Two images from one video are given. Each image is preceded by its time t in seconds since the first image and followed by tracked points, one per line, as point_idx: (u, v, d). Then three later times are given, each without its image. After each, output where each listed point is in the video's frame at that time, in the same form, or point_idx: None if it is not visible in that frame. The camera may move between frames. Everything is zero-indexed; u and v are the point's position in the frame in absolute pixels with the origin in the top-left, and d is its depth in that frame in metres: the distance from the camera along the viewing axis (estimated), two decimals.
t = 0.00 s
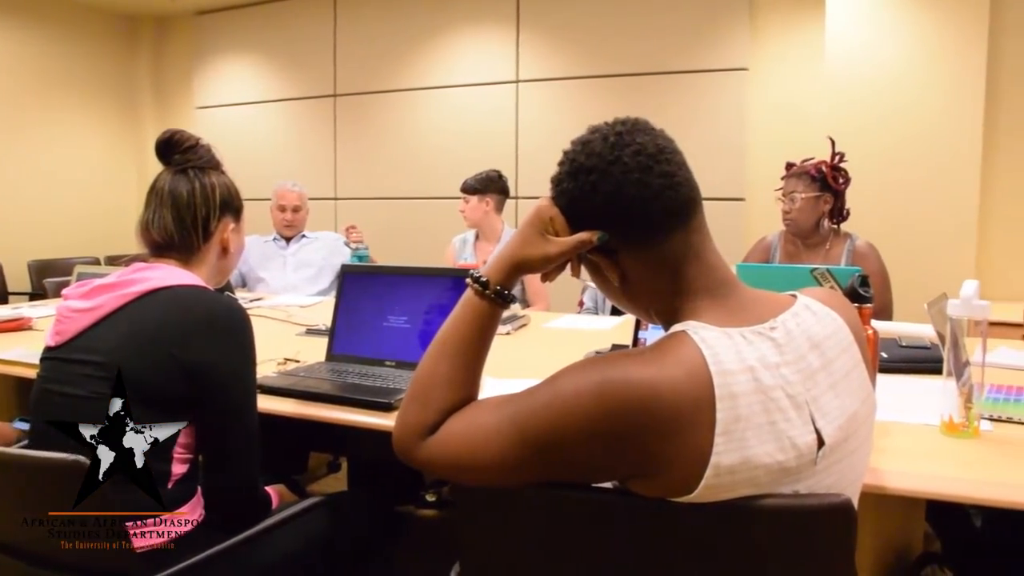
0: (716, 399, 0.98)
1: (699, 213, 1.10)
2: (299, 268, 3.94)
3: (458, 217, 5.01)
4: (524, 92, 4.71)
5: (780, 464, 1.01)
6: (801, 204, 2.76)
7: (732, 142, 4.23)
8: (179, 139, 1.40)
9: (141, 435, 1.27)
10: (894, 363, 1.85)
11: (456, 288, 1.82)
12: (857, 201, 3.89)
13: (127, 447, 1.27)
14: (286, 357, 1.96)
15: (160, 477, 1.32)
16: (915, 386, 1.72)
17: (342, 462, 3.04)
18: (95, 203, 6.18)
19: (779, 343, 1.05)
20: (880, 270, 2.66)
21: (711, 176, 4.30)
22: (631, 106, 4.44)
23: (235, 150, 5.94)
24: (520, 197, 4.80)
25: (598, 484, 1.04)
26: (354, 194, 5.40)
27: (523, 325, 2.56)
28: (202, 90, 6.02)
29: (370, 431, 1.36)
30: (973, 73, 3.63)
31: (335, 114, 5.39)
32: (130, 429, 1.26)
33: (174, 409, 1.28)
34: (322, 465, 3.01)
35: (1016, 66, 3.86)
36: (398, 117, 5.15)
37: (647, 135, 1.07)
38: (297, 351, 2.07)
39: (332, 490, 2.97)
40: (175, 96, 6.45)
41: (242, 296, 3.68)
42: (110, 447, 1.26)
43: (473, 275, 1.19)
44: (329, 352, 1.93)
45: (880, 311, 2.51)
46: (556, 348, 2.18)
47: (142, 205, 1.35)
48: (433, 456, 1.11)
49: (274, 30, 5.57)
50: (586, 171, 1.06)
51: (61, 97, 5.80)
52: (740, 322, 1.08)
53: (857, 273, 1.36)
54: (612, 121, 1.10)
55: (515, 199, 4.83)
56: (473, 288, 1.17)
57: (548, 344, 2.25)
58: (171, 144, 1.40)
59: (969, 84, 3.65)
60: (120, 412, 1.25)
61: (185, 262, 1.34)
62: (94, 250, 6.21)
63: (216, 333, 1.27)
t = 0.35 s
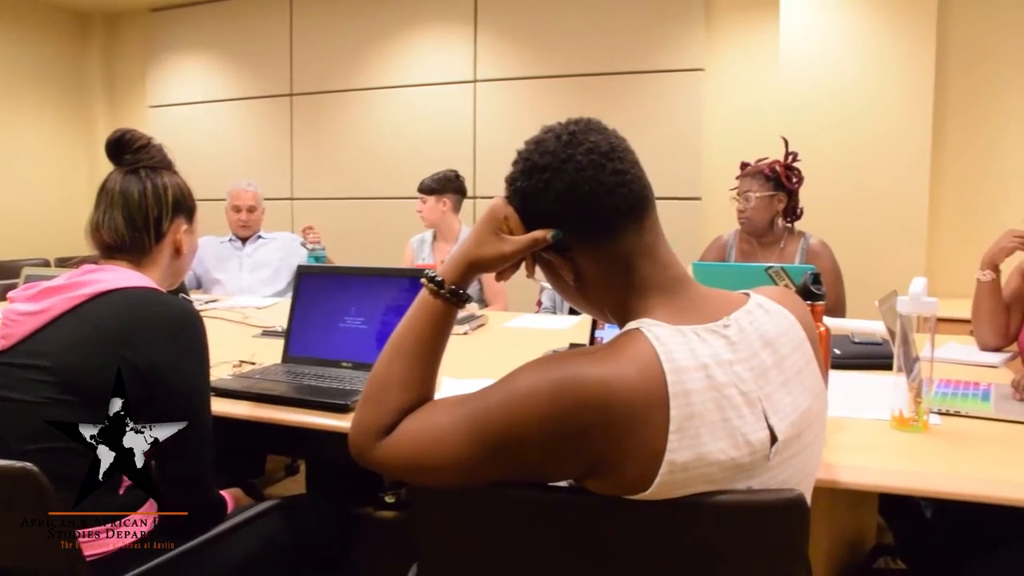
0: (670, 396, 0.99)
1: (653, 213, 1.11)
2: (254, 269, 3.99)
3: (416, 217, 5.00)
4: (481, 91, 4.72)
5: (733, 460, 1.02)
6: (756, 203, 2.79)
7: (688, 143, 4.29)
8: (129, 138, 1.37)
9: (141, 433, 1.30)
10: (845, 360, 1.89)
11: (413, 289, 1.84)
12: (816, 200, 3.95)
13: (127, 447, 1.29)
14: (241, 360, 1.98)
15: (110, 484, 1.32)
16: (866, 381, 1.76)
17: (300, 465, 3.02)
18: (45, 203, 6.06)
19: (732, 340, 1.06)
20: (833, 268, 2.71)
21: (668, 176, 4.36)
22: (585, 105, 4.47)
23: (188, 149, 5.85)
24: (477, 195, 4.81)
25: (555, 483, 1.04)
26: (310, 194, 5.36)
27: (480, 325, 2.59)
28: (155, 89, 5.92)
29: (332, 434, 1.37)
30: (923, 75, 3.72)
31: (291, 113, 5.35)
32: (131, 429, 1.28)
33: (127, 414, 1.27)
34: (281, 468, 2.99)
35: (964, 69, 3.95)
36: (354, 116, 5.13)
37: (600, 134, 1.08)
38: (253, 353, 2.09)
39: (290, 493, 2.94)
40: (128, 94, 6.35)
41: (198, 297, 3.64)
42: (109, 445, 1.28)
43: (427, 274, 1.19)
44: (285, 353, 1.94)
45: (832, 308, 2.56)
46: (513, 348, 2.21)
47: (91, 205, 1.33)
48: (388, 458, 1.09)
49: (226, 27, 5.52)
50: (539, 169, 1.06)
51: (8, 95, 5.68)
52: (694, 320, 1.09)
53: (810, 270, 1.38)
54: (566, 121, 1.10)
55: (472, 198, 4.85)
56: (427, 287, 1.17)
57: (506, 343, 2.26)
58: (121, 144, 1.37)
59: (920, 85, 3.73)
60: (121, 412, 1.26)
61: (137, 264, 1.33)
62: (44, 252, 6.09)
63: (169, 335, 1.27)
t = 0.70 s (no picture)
0: (631, 395, 0.99)
1: (613, 213, 1.12)
2: (215, 270, 3.99)
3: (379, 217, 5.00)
4: (443, 91, 4.72)
5: (694, 458, 1.03)
6: (717, 202, 2.83)
7: (651, 142, 4.32)
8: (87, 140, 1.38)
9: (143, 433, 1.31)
10: (804, 358, 1.92)
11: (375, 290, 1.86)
12: (781, 198, 3.99)
13: (128, 447, 1.31)
14: (201, 362, 1.98)
15: (67, 488, 1.27)
16: (825, 378, 1.79)
17: (263, 467, 3.01)
18: None
19: (692, 339, 1.07)
20: (791, 267, 2.76)
21: (633, 175, 4.38)
22: (547, 104, 4.50)
23: (144, 148, 5.76)
24: (441, 195, 4.81)
25: (517, 483, 1.04)
26: (271, 194, 5.32)
27: (444, 325, 2.60)
28: (109, 88, 5.82)
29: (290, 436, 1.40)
30: (881, 75, 3.79)
31: (251, 112, 5.30)
32: (131, 429, 1.30)
33: (86, 419, 1.25)
34: (243, 471, 2.97)
35: (922, 68, 4.02)
36: (316, 116, 5.10)
37: (559, 134, 1.08)
38: (212, 355, 2.09)
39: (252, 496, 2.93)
40: (81, 93, 6.22)
41: (157, 299, 3.60)
42: (110, 445, 1.29)
43: (387, 275, 1.19)
44: (245, 355, 1.95)
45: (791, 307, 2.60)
46: (476, 348, 2.23)
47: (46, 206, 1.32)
48: (350, 460, 1.09)
49: (183, 25, 5.46)
50: (499, 169, 1.06)
51: None
52: (653, 318, 1.09)
53: (768, 269, 1.39)
54: (526, 121, 1.10)
55: (436, 198, 4.85)
56: (387, 288, 1.17)
57: (468, 344, 2.29)
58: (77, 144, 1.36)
59: (880, 85, 3.80)
60: (121, 412, 1.28)
61: (93, 265, 1.32)
62: None
63: (127, 336, 1.26)
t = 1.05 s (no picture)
0: (606, 394, 0.99)
1: (588, 213, 1.12)
2: (191, 270, 3.98)
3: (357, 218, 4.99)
4: (420, 90, 4.72)
5: (670, 457, 1.03)
6: (693, 202, 2.85)
7: (628, 142, 4.34)
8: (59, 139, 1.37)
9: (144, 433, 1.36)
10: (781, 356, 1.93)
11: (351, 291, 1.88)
12: (759, 198, 4.02)
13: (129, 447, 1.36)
14: (176, 364, 1.98)
15: (42, 492, 1.26)
16: (800, 376, 1.80)
17: (239, 469, 3.00)
18: None
19: (667, 339, 1.07)
20: (766, 266, 2.80)
21: (610, 175, 4.40)
22: (524, 104, 4.51)
23: (115, 148, 5.68)
24: (419, 195, 4.81)
25: (494, 484, 1.03)
26: (247, 195, 5.28)
27: (421, 325, 2.60)
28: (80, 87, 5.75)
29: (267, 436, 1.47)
30: (856, 75, 3.83)
31: (226, 112, 5.27)
32: (130, 429, 1.34)
33: (59, 421, 1.25)
34: (219, 474, 2.96)
35: (896, 68, 4.06)
36: (292, 115, 5.08)
37: (534, 135, 1.08)
38: (188, 357, 2.09)
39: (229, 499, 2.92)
40: (52, 91, 6.14)
41: (132, 301, 3.57)
42: (110, 445, 1.33)
43: (361, 276, 1.19)
44: (221, 357, 1.96)
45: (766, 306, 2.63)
46: (453, 349, 2.25)
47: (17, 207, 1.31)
48: (325, 462, 1.08)
49: (155, 24, 5.41)
50: (474, 169, 1.06)
51: None
52: (628, 319, 1.09)
53: (744, 268, 1.40)
54: (502, 121, 1.10)
55: (414, 198, 4.85)
56: (361, 289, 1.17)
57: (445, 344, 2.30)
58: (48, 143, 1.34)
59: (856, 85, 3.84)
60: (120, 412, 1.31)
61: (66, 267, 1.31)
62: None
63: (100, 337, 1.25)
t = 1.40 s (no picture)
0: (569, 395, 0.99)
1: (557, 215, 1.11)
2: (153, 272, 3.95)
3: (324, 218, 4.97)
4: (386, 90, 4.71)
5: (633, 457, 1.03)
6: (658, 202, 2.88)
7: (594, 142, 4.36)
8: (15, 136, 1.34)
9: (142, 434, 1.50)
10: (744, 355, 1.96)
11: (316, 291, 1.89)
12: (727, 199, 4.05)
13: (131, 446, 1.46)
14: (138, 368, 1.96)
15: None
16: (763, 375, 1.82)
17: (204, 473, 2.98)
18: None
19: (628, 339, 1.08)
20: (730, 265, 2.83)
21: (577, 176, 4.42)
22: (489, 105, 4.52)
23: (74, 148, 5.58)
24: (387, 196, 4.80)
25: (457, 484, 1.03)
26: (212, 196, 5.23)
27: (386, 327, 2.60)
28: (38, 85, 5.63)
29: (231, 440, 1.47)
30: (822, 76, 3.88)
31: (189, 111, 5.20)
32: (129, 429, 1.47)
33: (13, 429, 1.24)
34: (184, 478, 2.94)
35: (861, 69, 4.11)
36: (258, 115, 5.03)
37: (509, 135, 1.06)
38: (150, 361, 2.07)
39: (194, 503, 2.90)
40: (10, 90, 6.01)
41: (92, 305, 3.53)
42: (110, 444, 1.38)
43: (319, 280, 1.18)
44: (184, 361, 1.95)
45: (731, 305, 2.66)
46: (420, 350, 2.26)
47: None
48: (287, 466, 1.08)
49: (116, 23, 5.32)
50: (443, 165, 1.06)
51: None
52: (590, 320, 1.10)
53: (707, 268, 1.41)
54: (482, 115, 1.09)
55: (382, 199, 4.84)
56: (319, 293, 1.16)
57: (411, 346, 2.31)
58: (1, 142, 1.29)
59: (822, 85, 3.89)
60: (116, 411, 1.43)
61: (22, 270, 1.30)
62: None
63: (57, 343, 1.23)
